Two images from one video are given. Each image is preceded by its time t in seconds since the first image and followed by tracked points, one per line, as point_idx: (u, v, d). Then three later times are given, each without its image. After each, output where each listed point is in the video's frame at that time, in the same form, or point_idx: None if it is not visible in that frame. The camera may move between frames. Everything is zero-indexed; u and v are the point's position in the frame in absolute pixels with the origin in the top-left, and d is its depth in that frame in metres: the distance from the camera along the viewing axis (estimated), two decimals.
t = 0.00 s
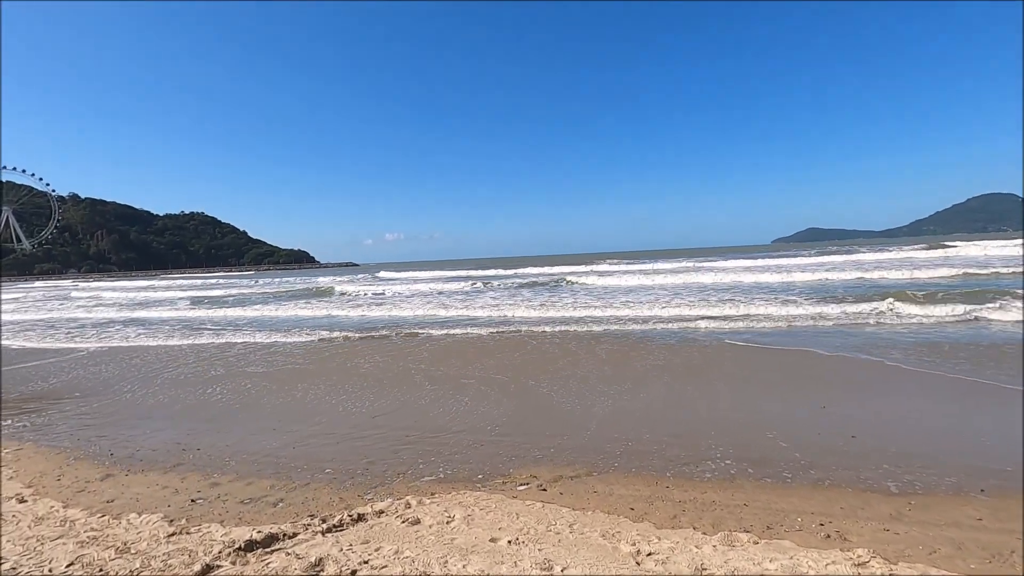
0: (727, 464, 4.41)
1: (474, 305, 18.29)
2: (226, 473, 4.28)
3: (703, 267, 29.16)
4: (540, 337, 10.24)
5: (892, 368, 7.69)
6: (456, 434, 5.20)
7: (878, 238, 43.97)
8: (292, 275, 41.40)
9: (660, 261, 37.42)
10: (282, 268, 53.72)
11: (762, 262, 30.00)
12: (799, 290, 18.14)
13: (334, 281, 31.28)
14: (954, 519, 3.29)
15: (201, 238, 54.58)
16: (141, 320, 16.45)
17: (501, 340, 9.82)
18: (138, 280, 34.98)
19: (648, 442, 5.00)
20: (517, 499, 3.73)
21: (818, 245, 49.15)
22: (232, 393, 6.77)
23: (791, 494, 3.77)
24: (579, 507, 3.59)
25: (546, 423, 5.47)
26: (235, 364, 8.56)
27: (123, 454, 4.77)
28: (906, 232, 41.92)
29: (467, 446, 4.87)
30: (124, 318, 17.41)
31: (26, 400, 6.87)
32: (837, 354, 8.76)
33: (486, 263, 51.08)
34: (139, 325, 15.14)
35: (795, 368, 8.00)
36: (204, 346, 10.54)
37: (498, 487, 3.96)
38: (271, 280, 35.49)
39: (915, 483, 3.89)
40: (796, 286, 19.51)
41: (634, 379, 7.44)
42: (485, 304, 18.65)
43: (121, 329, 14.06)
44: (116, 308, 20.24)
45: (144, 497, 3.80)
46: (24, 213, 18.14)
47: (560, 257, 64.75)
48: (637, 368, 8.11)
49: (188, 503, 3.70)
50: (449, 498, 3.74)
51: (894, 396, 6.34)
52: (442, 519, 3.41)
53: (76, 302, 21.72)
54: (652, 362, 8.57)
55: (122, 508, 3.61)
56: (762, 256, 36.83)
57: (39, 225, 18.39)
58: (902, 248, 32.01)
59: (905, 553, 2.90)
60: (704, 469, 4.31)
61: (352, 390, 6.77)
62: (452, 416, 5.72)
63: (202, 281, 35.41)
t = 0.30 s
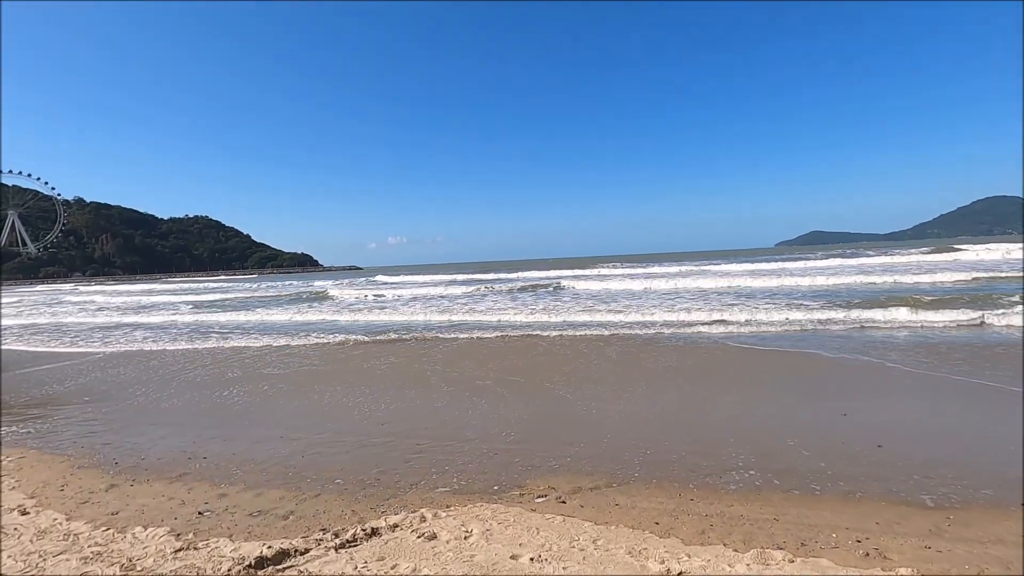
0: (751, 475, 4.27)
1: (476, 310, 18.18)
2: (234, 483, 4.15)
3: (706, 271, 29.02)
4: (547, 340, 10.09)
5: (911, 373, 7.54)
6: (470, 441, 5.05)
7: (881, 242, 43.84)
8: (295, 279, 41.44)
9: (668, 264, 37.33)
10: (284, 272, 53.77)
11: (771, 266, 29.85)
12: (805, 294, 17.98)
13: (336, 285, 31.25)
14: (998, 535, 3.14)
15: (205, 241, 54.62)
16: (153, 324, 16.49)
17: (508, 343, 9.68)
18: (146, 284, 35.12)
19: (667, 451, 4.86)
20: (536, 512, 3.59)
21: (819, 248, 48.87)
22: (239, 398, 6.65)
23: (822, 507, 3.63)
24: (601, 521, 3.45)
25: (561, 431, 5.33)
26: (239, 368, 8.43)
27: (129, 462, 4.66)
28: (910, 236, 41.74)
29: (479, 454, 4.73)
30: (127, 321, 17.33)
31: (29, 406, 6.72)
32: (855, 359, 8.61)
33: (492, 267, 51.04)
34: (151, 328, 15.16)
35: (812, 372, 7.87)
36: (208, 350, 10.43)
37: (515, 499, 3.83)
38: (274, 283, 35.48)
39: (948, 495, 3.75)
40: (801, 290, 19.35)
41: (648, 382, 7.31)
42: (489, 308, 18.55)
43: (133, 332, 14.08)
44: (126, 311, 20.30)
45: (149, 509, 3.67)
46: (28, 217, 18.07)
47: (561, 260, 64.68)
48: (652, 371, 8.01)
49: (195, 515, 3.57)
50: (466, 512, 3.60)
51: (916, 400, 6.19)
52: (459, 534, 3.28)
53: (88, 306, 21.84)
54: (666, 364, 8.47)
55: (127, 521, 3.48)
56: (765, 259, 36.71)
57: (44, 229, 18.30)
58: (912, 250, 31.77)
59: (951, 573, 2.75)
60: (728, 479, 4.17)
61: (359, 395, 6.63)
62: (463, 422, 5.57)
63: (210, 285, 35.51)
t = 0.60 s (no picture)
0: (779, 478, 4.15)
1: (482, 309, 18.12)
2: (250, 481, 4.06)
3: (711, 272, 28.84)
4: (557, 337, 9.97)
5: (933, 372, 7.38)
6: (486, 440, 4.96)
7: (887, 245, 43.57)
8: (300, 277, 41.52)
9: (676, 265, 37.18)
10: (290, 270, 53.93)
11: (782, 267, 29.63)
12: (814, 296, 17.80)
13: (341, 284, 31.26)
14: None
15: (211, 239, 54.83)
16: (166, 320, 16.57)
17: (517, 341, 9.58)
18: (156, 281, 35.37)
19: (689, 453, 4.74)
20: (560, 514, 3.48)
21: (824, 250, 48.58)
22: (255, 392, 6.61)
23: (858, 513, 3.50)
24: (630, 525, 3.34)
25: (578, 431, 5.23)
26: (249, 364, 8.36)
27: (144, 458, 4.59)
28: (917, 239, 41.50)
29: (497, 454, 4.62)
30: (136, 318, 17.34)
31: (40, 400, 6.67)
32: (875, 358, 8.47)
33: (499, 267, 51.03)
34: (164, 325, 15.23)
35: (830, 371, 7.73)
36: (216, 345, 10.38)
37: (538, 500, 3.72)
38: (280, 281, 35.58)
39: (988, 501, 3.60)
40: (810, 292, 19.17)
41: (665, 380, 7.20)
42: (498, 307, 18.52)
43: (147, 328, 14.15)
44: (139, 308, 20.41)
45: (164, 506, 3.59)
46: (38, 214, 18.11)
47: (565, 261, 64.61)
48: (668, 368, 7.93)
49: (211, 513, 3.48)
50: (488, 513, 3.50)
51: (940, 400, 6.03)
52: (484, 536, 3.17)
53: (101, 302, 21.99)
54: (682, 361, 8.40)
55: (142, 518, 3.40)
56: (771, 261, 36.51)
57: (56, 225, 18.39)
58: (925, 253, 31.45)
59: None
60: (756, 483, 4.05)
61: (371, 392, 6.54)
62: (478, 420, 5.47)
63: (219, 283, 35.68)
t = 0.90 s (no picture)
0: (815, 482, 4.03)
1: (492, 309, 18.05)
2: (274, 482, 3.99)
3: (721, 272, 28.59)
4: (572, 336, 9.88)
5: (965, 371, 7.17)
6: (511, 441, 4.86)
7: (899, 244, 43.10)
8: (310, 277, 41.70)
9: (686, 264, 36.84)
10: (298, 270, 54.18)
11: (795, 267, 29.27)
12: (829, 296, 17.55)
13: (349, 284, 31.32)
14: None
15: (221, 239, 55.15)
16: (179, 320, 16.60)
17: (532, 340, 9.51)
18: (167, 281, 35.59)
19: (719, 455, 4.64)
20: (594, 520, 3.38)
21: (835, 249, 48.15)
22: (275, 392, 6.56)
23: (903, 520, 3.38)
24: (668, 531, 3.23)
25: (603, 432, 5.14)
26: (264, 362, 8.32)
27: (166, 459, 4.53)
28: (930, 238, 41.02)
29: (523, 455, 4.54)
30: (149, 317, 17.43)
31: (59, 400, 6.65)
32: (902, 357, 8.27)
33: (507, 267, 50.88)
34: (177, 325, 15.25)
35: (856, 369, 7.56)
36: (231, 344, 10.37)
37: (570, 505, 3.62)
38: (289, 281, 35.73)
39: None
40: (824, 292, 18.92)
41: (687, 380, 7.06)
42: (509, 307, 18.40)
43: (160, 328, 14.16)
44: (151, 308, 20.47)
45: (190, 508, 3.53)
46: (51, 214, 18.21)
47: (573, 260, 64.44)
48: (689, 367, 7.79)
49: (238, 516, 3.41)
50: (520, 518, 3.40)
51: (976, 398, 5.83)
52: (518, 542, 3.08)
53: (113, 302, 22.09)
54: (703, 359, 8.26)
55: (169, 521, 3.33)
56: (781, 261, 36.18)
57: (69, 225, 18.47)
58: (940, 251, 30.95)
59: None
60: (793, 487, 3.93)
61: (389, 390, 6.49)
62: (500, 420, 5.39)
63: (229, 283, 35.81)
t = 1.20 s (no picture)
0: (866, 483, 3.88)
1: (511, 305, 18.02)
2: (313, 481, 3.98)
3: (741, 265, 28.14)
4: (594, 334, 9.81)
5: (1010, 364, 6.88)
6: (544, 440, 4.80)
7: (924, 233, 41.96)
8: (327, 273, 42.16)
9: (704, 257, 36.37)
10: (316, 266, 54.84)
11: (817, 259, 28.69)
12: (856, 290, 17.13)
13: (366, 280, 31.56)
14: None
15: (240, 236, 56.00)
16: (203, 317, 16.87)
17: (554, 338, 9.45)
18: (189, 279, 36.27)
19: (762, 454, 4.50)
20: (642, 522, 3.29)
21: (857, 240, 47.03)
22: (304, 390, 6.59)
23: (967, 524, 3.23)
24: (720, 534, 3.12)
25: (638, 431, 5.03)
26: (292, 358, 8.38)
27: (203, 456, 4.55)
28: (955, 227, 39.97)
29: (558, 455, 4.48)
30: (175, 315, 17.76)
31: (96, 397, 6.76)
32: (940, 350, 8.00)
33: (522, 261, 50.84)
34: (203, 322, 15.50)
35: (894, 363, 7.33)
36: (257, 340, 10.49)
37: (614, 506, 3.54)
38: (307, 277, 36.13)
39: None
40: (850, 286, 18.47)
41: (717, 378, 6.93)
42: (528, 303, 18.34)
43: (186, 325, 14.41)
44: (176, 305, 20.85)
45: (232, 507, 3.52)
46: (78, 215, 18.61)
47: (587, 255, 64.03)
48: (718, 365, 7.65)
49: (280, 516, 3.40)
50: (565, 520, 3.32)
51: None
52: (566, 544, 3.01)
53: (139, 300, 22.56)
54: (732, 356, 8.10)
55: (213, 520, 3.33)
56: (802, 253, 35.46)
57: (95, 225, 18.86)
58: (969, 241, 30.05)
59: None
60: (844, 488, 3.79)
61: (416, 388, 6.48)
62: (531, 419, 5.34)
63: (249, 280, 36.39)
